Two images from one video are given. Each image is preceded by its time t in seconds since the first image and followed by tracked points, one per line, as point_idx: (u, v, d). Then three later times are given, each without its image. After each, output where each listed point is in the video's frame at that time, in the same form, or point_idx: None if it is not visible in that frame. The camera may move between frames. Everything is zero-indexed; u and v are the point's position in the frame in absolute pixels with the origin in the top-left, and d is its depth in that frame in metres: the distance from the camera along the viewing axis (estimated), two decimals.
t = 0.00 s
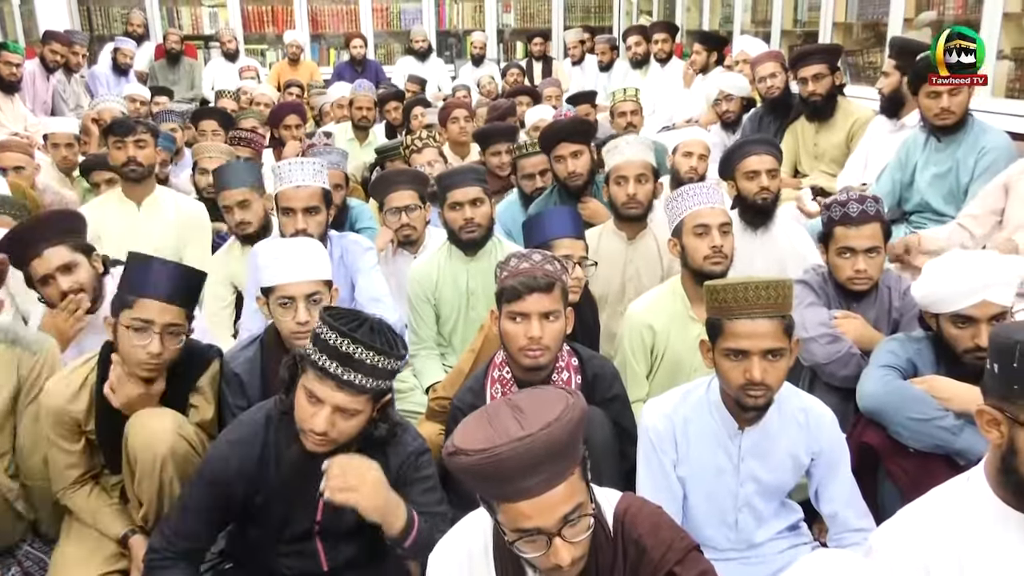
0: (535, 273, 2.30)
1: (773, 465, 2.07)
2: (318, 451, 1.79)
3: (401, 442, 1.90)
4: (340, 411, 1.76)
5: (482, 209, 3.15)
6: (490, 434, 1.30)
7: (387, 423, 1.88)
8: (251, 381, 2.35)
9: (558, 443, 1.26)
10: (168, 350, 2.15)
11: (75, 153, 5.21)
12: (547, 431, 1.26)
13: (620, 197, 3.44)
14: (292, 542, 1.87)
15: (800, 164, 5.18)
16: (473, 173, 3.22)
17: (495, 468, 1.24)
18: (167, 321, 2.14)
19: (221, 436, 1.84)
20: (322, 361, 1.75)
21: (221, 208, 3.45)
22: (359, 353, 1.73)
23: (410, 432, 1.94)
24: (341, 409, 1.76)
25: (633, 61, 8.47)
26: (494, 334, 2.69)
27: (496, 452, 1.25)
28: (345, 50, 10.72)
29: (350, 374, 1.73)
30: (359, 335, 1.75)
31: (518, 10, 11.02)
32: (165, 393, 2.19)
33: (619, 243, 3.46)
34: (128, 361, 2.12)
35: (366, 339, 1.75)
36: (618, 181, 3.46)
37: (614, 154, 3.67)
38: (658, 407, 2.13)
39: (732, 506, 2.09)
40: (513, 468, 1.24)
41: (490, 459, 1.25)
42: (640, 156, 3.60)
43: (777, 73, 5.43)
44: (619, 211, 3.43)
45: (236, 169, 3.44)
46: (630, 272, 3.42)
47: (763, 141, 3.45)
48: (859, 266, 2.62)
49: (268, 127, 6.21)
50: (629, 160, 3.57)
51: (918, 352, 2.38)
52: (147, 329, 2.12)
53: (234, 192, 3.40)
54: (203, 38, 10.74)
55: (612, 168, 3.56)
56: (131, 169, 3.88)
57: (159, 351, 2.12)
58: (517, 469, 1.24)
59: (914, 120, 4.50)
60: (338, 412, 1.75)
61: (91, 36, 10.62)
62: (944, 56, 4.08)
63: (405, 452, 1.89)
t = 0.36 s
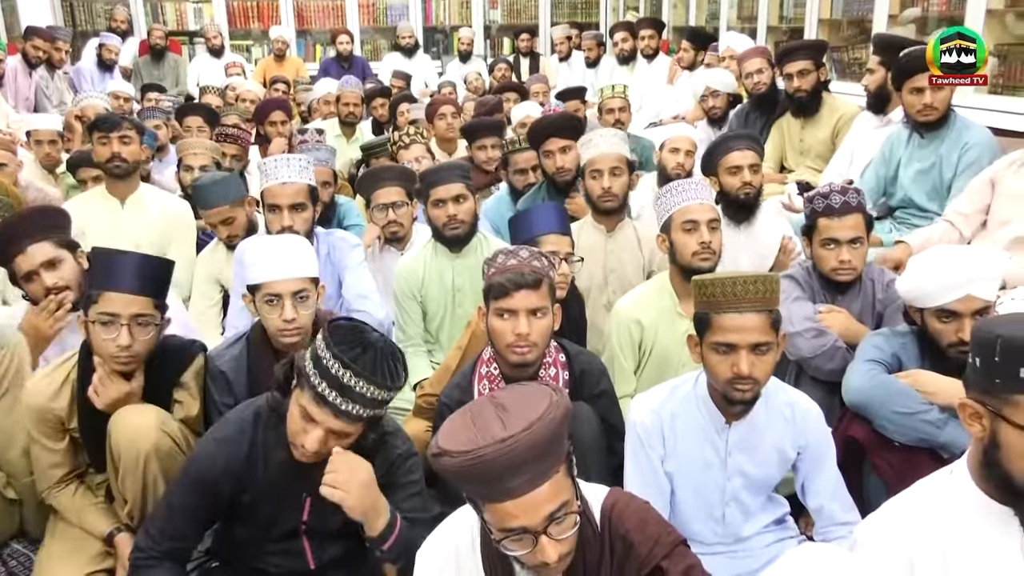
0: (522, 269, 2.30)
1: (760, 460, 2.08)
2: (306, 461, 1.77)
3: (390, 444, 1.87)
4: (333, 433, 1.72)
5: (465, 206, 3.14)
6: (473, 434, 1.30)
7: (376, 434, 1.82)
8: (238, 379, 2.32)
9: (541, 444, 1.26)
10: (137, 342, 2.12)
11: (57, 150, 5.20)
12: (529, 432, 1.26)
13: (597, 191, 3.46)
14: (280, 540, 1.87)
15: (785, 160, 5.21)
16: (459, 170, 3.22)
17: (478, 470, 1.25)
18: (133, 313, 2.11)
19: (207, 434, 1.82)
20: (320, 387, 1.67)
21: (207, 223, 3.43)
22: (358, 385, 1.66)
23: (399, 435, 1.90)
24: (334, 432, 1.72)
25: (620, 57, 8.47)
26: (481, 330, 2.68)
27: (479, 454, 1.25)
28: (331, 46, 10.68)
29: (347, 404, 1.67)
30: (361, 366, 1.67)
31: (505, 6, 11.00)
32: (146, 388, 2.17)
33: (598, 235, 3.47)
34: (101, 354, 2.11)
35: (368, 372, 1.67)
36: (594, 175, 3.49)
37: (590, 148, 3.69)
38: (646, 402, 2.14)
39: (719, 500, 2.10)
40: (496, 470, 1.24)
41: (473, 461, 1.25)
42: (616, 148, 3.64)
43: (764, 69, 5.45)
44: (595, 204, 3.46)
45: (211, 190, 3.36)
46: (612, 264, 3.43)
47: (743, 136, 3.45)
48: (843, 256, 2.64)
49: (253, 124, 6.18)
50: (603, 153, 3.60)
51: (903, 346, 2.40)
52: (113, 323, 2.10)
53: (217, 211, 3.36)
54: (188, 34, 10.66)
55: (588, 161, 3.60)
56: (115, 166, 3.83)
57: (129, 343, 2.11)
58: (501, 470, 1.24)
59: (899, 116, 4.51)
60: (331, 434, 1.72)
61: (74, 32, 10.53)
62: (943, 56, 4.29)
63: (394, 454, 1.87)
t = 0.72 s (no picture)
0: (505, 264, 2.30)
1: (742, 452, 2.09)
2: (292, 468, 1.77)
3: (375, 441, 1.86)
4: (321, 446, 1.71)
5: (446, 201, 3.14)
6: (454, 430, 1.30)
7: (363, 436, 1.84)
8: (219, 375, 2.31)
9: (519, 439, 1.26)
10: (110, 330, 2.10)
11: (34, 145, 5.13)
12: (508, 427, 1.26)
13: (568, 183, 3.48)
14: (263, 538, 1.87)
15: (768, 153, 5.25)
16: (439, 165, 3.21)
17: (457, 465, 1.25)
18: (104, 299, 2.09)
19: (190, 433, 1.80)
20: (311, 408, 1.64)
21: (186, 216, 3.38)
22: (352, 411, 1.63)
23: (383, 431, 1.89)
24: (322, 445, 1.71)
25: (602, 52, 8.48)
26: (465, 324, 2.68)
27: (458, 450, 1.25)
28: (313, 41, 10.62)
29: (338, 427, 1.65)
30: (355, 392, 1.62)
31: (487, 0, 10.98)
32: (125, 382, 2.17)
33: (570, 228, 3.47)
34: (75, 345, 2.09)
35: (362, 397, 1.63)
36: (563, 169, 3.50)
37: (557, 141, 3.65)
38: (630, 395, 2.14)
39: (702, 492, 2.11)
40: (475, 465, 1.24)
41: (452, 457, 1.25)
42: (586, 141, 3.62)
43: (745, 63, 5.46)
44: (567, 197, 3.48)
45: (197, 185, 3.29)
46: (588, 255, 3.44)
47: (728, 130, 3.48)
48: (823, 254, 2.66)
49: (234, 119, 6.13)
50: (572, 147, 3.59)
51: (882, 338, 2.42)
52: (85, 310, 2.08)
53: (199, 207, 3.32)
54: (167, 28, 10.55)
55: (556, 154, 3.59)
56: (95, 163, 3.80)
57: (101, 330, 2.09)
58: (481, 465, 1.24)
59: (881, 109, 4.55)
60: (319, 447, 1.71)
61: (51, 26, 10.40)
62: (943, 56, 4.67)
63: (379, 451, 1.86)
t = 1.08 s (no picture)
0: (482, 259, 2.30)
1: (726, 444, 2.09)
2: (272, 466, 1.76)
3: (356, 437, 1.85)
4: (303, 444, 1.71)
5: (430, 196, 3.13)
6: (432, 426, 1.30)
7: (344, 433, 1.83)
8: (199, 372, 2.29)
9: (497, 435, 1.26)
10: (83, 319, 2.09)
11: (9, 142, 5.06)
12: (486, 422, 1.26)
13: (542, 179, 3.49)
14: (244, 535, 1.86)
15: (747, 148, 5.24)
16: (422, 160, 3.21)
17: (436, 460, 1.25)
18: (76, 289, 2.10)
19: (170, 430, 1.79)
20: (292, 406, 1.63)
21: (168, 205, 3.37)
22: (332, 410, 1.62)
23: (365, 427, 1.89)
24: (303, 443, 1.71)
25: (583, 46, 8.49)
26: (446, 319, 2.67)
27: (437, 445, 1.25)
28: (292, 35, 10.55)
29: (319, 426, 1.64)
30: (337, 392, 1.62)
31: None
32: (101, 377, 2.15)
33: (547, 220, 3.49)
34: (49, 338, 2.07)
35: (343, 397, 1.63)
36: (539, 164, 3.50)
37: (529, 136, 3.63)
38: (616, 389, 2.14)
39: (685, 485, 2.11)
40: (454, 461, 1.24)
41: (431, 453, 1.25)
42: (557, 135, 3.61)
43: (724, 58, 5.46)
44: (543, 191, 3.48)
45: (179, 167, 3.35)
46: (564, 248, 3.46)
47: (708, 126, 3.50)
48: (802, 244, 2.69)
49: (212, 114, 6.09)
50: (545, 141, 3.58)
51: (861, 331, 2.43)
52: (57, 301, 2.08)
53: (182, 189, 3.32)
54: (144, 23, 10.42)
55: (529, 150, 3.58)
56: (72, 160, 3.76)
57: (74, 320, 2.08)
58: (460, 461, 1.25)
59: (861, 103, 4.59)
60: (300, 445, 1.71)
61: (24, 20, 10.25)
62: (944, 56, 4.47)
63: (361, 447, 1.86)
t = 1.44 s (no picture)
0: (463, 256, 2.30)
1: (716, 439, 2.08)
2: (254, 464, 1.75)
3: (338, 436, 1.85)
4: (285, 443, 1.70)
5: (411, 194, 3.12)
6: (415, 425, 1.30)
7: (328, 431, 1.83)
8: (179, 370, 2.28)
9: (479, 434, 1.26)
10: (61, 318, 2.08)
11: None
12: (468, 421, 1.26)
13: (528, 178, 3.49)
14: (226, 536, 1.85)
15: (728, 145, 5.30)
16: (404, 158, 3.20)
17: (417, 460, 1.25)
18: (55, 288, 2.08)
19: (151, 430, 1.78)
20: (273, 405, 1.62)
21: (145, 209, 3.32)
22: (314, 408, 1.62)
23: (348, 425, 1.89)
24: (285, 442, 1.70)
25: (564, 44, 8.49)
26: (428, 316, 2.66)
27: (420, 445, 1.25)
28: (273, 32, 10.50)
29: (300, 424, 1.64)
30: (318, 390, 1.61)
31: None
32: (80, 377, 2.14)
33: (531, 217, 3.49)
34: (27, 338, 2.06)
35: (324, 395, 1.62)
36: (524, 163, 3.50)
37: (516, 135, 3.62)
38: (608, 383, 2.11)
39: (673, 479, 2.11)
40: (435, 460, 1.24)
41: (412, 453, 1.25)
42: (543, 132, 3.61)
43: (705, 55, 5.47)
44: (527, 190, 3.48)
45: (157, 173, 3.25)
46: (548, 243, 3.46)
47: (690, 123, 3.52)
48: (783, 239, 2.71)
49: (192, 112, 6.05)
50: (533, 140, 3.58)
51: (841, 326, 2.45)
52: (35, 301, 2.06)
53: (159, 196, 3.27)
54: (122, 19, 10.31)
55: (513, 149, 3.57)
56: (50, 158, 3.70)
57: (53, 320, 2.06)
58: (443, 460, 1.25)
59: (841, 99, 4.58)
60: (282, 444, 1.70)
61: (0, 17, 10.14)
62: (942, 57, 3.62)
63: (344, 446, 1.85)
